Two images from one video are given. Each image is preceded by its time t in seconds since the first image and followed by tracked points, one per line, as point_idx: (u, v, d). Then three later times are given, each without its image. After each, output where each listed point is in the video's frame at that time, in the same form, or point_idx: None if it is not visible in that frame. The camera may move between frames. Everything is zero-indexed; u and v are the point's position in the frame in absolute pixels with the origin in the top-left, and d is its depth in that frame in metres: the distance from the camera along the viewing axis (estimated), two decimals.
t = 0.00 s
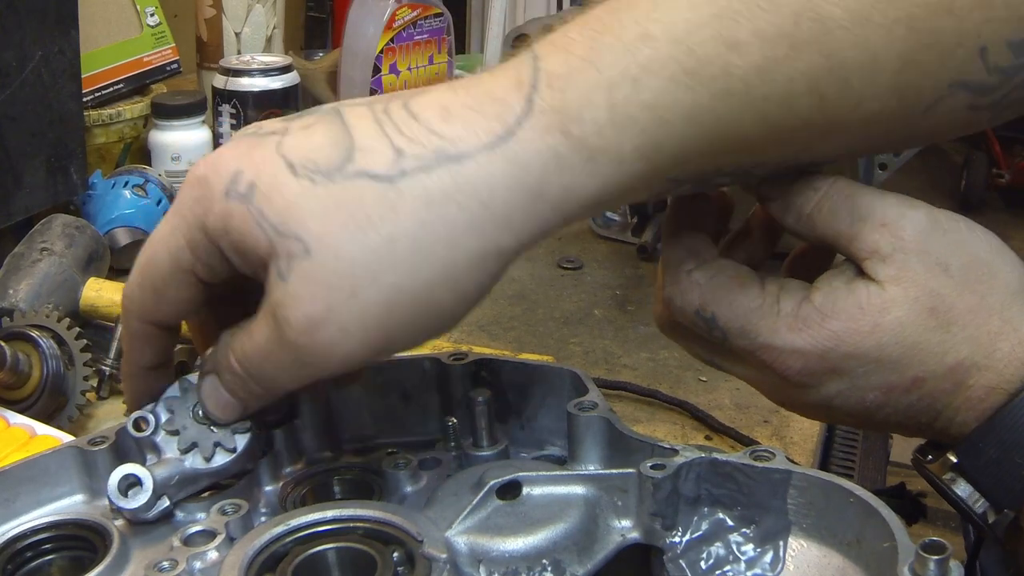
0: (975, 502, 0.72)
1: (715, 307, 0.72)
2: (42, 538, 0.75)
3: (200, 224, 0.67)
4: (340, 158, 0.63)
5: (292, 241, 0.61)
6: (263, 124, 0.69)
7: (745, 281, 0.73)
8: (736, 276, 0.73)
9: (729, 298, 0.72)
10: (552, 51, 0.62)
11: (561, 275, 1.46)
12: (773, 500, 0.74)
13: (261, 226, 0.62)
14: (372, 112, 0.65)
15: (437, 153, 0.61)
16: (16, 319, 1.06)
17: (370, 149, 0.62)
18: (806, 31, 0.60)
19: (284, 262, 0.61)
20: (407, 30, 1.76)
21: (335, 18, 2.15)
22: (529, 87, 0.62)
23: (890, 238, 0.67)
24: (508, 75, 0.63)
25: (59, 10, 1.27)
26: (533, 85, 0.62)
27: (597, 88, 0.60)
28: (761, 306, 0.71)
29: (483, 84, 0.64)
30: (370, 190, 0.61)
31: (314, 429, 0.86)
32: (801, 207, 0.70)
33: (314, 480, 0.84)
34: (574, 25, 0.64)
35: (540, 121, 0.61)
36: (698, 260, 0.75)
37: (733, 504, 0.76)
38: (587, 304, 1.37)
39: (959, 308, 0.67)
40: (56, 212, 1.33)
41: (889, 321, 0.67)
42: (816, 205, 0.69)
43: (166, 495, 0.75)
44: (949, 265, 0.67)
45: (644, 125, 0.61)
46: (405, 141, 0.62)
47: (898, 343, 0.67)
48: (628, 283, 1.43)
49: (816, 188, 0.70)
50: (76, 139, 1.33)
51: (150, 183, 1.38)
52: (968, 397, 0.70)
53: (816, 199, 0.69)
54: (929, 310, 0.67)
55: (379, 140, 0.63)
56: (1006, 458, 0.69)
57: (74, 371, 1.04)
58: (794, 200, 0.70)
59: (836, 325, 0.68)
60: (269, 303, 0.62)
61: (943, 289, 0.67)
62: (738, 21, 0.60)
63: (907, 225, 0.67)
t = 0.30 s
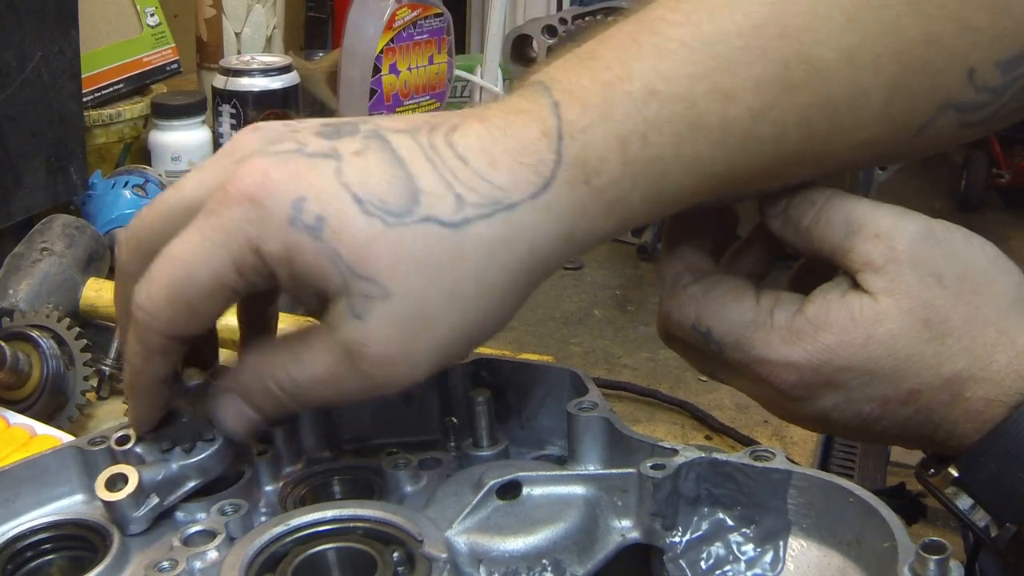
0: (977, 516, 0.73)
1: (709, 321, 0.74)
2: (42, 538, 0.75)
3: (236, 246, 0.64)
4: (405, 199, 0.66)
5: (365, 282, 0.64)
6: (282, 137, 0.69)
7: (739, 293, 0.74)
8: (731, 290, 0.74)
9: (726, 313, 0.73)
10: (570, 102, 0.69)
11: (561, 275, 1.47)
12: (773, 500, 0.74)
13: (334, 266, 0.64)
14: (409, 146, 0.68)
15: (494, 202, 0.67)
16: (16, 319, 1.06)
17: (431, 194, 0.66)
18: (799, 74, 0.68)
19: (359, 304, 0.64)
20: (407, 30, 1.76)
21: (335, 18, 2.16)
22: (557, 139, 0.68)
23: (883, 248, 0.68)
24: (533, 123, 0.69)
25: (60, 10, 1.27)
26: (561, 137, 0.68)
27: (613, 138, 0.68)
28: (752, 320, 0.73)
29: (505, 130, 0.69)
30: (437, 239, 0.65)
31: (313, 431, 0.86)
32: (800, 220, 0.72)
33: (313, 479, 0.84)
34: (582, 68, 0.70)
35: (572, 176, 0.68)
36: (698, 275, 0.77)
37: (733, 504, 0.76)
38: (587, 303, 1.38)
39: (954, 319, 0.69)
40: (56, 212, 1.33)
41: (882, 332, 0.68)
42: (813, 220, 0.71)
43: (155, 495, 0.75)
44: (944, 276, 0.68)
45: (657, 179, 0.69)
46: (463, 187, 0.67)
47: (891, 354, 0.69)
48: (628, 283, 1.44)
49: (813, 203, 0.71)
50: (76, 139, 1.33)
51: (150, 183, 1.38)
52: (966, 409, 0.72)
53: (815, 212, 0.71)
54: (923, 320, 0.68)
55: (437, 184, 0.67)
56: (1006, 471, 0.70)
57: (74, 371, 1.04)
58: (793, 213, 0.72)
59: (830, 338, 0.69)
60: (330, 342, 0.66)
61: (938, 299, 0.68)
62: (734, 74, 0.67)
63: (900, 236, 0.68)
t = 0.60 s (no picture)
0: (964, 519, 0.78)
1: (695, 335, 0.79)
2: (42, 538, 0.75)
3: (296, 267, 0.70)
4: (454, 245, 0.74)
5: (408, 321, 0.73)
6: (341, 162, 0.75)
7: (725, 309, 0.80)
8: (716, 307, 0.80)
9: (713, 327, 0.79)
10: (582, 158, 0.77)
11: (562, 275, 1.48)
12: (773, 500, 0.74)
13: (383, 300, 0.72)
14: (455, 184, 0.76)
15: (523, 257, 0.75)
16: (16, 319, 1.06)
17: (475, 241, 0.74)
18: (786, 121, 0.74)
19: (397, 335, 0.73)
20: (407, 30, 1.76)
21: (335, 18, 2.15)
22: (574, 198, 0.76)
23: (860, 258, 0.72)
24: (554, 175, 0.77)
25: (60, 9, 1.27)
26: (578, 197, 0.76)
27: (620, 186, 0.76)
28: (736, 332, 0.78)
29: (531, 177, 0.77)
30: (475, 285, 0.74)
31: (314, 431, 0.86)
32: (785, 233, 0.77)
33: (314, 480, 0.84)
34: (591, 119, 0.78)
35: (585, 235, 0.77)
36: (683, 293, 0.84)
37: (733, 504, 0.76)
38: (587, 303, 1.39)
39: (930, 326, 0.72)
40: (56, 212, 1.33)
41: (859, 339, 0.72)
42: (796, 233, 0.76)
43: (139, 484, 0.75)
44: (920, 283, 0.72)
45: (651, 226, 0.77)
46: (501, 239, 0.75)
47: (866, 359, 0.72)
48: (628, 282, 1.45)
49: (797, 216, 0.77)
50: (76, 139, 1.33)
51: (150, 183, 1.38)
52: (948, 413, 0.75)
53: (799, 225, 0.76)
54: (898, 328, 0.72)
55: (480, 230, 0.75)
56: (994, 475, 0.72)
57: (75, 371, 1.04)
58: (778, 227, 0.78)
59: (806, 347, 0.74)
60: (362, 364, 0.74)
61: (914, 306, 0.72)
62: (725, 126, 0.75)
63: (876, 246, 0.72)
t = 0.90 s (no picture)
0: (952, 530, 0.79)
1: (685, 359, 0.83)
2: (42, 538, 0.74)
3: (327, 262, 0.72)
4: (480, 264, 0.77)
5: (429, 333, 0.75)
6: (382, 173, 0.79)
7: (710, 333, 0.84)
8: (703, 330, 0.84)
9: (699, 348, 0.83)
10: (596, 198, 0.82)
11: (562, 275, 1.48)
12: (773, 500, 0.74)
13: (407, 309, 0.74)
14: (484, 206, 0.80)
15: (542, 283, 0.78)
16: (16, 319, 1.06)
17: (500, 263, 0.77)
18: (787, 163, 0.82)
19: (417, 348, 0.74)
20: (407, 30, 1.76)
21: (335, 17, 2.15)
22: (590, 234, 0.81)
23: (840, 278, 0.76)
24: (570, 212, 0.82)
25: (60, 8, 1.27)
26: (593, 233, 0.81)
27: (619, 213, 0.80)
28: (725, 352, 0.82)
29: (551, 210, 0.81)
30: (497, 303, 0.76)
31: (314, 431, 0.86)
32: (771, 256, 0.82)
33: (313, 480, 0.84)
34: (602, 158, 0.85)
35: (599, 269, 0.81)
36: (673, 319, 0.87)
37: (733, 504, 0.76)
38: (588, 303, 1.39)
39: (911, 342, 0.76)
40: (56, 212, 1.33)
41: (841, 357, 0.76)
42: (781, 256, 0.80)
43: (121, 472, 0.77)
44: (901, 299, 0.76)
45: (660, 267, 0.83)
46: (524, 264, 0.78)
47: (849, 377, 0.77)
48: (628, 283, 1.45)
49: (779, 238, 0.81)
50: (76, 139, 1.33)
51: (150, 183, 1.38)
52: (932, 426, 0.79)
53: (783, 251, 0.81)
54: (880, 344, 0.76)
55: (505, 253, 0.78)
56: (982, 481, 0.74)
57: (75, 371, 1.04)
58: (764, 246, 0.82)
59: (790, 367, 0.78)
60: (379, 380, 0.74)
61: (894, 323, 0.76)
62: (730, 167, 0.82)
63: (857, 265, 0.76)
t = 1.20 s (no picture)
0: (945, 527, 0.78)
1: (681, 345, 0.83)
2: (42, 538, 0.74)
3: (312, 318, 0.71)
4: (467, 283, 0.76)
5: (427, 360, 0.75)
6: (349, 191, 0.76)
7: (706, 320, 0.84)
8: (699, 317, 0.84)
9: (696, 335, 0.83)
10: (586, 185, 0.81)
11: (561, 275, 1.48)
12: (773, 499, 0.74)
13: (401, 344, 0.74)
14: (465, 218, 0.77)
15: (531, 285, 0.78)
16: (16, 319, 1.06)
17: (487, 278, 0.77)
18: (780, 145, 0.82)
19: (416, 373, 0.75)
20: (407, 30, 1.76)
21: (335, 17, 2.15)
22: (579, 224, 0.80)
23: (839, 270, 0.77)
24: (559, 204, 0.80)
25: (60, 8, 1.27)
26: (582, 222, 0.80)
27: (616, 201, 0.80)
28: (722, 341, 0.82)
29: (536, 206, 0.80)
30: (490, 319, 0.76)
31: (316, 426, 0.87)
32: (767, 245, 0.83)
33: (314, 479, 0.84)
34: (587, 137, 0.83)
35: (588, 259, 0.80)
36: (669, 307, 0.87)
37: (733, 504, 0.75)
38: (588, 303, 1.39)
39: (907, 335, 0.77)
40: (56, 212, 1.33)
41: (838, 348, 0.76)
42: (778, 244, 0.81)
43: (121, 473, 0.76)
44: (897, 293, 0.76)
45: (648, 246, 0.82)
46: (511, 272, 0.78)
47: (845, 369, 0.77)
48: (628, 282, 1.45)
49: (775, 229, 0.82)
50: (76, 139, 1.33)
51: (149, 183, 1.39)
52: (926, 421, 0.79)
53: (780, 239, 0.82)
54: (877, 337, 0.76)
55: (491, 264, 0.77)
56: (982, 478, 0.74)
57: (75, 371, 1.04)
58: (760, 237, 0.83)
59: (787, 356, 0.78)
60: (382, 406, 0.75)
61: (891, 317, 0.76)
62: (725, 151, 0.81)
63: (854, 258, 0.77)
